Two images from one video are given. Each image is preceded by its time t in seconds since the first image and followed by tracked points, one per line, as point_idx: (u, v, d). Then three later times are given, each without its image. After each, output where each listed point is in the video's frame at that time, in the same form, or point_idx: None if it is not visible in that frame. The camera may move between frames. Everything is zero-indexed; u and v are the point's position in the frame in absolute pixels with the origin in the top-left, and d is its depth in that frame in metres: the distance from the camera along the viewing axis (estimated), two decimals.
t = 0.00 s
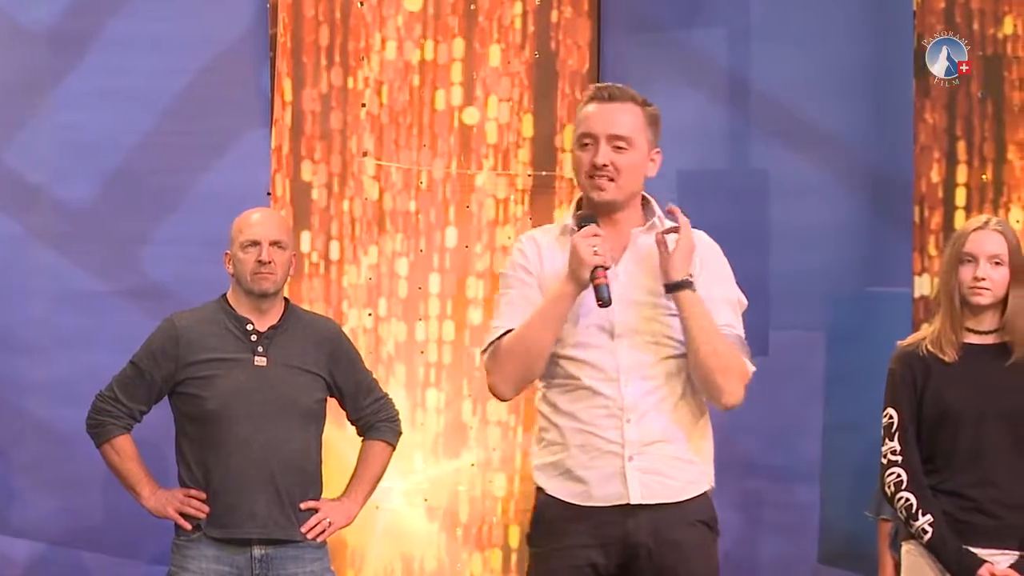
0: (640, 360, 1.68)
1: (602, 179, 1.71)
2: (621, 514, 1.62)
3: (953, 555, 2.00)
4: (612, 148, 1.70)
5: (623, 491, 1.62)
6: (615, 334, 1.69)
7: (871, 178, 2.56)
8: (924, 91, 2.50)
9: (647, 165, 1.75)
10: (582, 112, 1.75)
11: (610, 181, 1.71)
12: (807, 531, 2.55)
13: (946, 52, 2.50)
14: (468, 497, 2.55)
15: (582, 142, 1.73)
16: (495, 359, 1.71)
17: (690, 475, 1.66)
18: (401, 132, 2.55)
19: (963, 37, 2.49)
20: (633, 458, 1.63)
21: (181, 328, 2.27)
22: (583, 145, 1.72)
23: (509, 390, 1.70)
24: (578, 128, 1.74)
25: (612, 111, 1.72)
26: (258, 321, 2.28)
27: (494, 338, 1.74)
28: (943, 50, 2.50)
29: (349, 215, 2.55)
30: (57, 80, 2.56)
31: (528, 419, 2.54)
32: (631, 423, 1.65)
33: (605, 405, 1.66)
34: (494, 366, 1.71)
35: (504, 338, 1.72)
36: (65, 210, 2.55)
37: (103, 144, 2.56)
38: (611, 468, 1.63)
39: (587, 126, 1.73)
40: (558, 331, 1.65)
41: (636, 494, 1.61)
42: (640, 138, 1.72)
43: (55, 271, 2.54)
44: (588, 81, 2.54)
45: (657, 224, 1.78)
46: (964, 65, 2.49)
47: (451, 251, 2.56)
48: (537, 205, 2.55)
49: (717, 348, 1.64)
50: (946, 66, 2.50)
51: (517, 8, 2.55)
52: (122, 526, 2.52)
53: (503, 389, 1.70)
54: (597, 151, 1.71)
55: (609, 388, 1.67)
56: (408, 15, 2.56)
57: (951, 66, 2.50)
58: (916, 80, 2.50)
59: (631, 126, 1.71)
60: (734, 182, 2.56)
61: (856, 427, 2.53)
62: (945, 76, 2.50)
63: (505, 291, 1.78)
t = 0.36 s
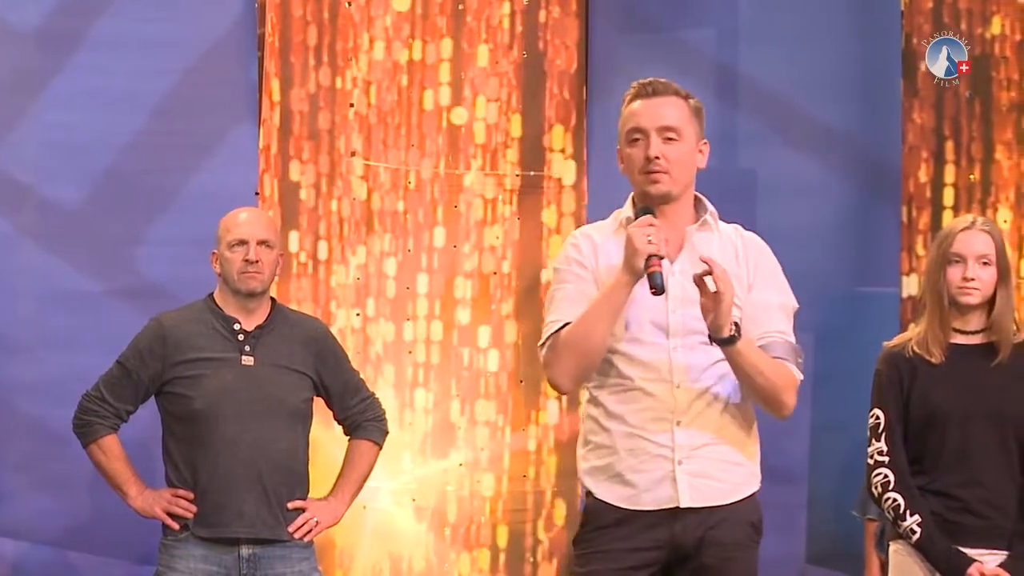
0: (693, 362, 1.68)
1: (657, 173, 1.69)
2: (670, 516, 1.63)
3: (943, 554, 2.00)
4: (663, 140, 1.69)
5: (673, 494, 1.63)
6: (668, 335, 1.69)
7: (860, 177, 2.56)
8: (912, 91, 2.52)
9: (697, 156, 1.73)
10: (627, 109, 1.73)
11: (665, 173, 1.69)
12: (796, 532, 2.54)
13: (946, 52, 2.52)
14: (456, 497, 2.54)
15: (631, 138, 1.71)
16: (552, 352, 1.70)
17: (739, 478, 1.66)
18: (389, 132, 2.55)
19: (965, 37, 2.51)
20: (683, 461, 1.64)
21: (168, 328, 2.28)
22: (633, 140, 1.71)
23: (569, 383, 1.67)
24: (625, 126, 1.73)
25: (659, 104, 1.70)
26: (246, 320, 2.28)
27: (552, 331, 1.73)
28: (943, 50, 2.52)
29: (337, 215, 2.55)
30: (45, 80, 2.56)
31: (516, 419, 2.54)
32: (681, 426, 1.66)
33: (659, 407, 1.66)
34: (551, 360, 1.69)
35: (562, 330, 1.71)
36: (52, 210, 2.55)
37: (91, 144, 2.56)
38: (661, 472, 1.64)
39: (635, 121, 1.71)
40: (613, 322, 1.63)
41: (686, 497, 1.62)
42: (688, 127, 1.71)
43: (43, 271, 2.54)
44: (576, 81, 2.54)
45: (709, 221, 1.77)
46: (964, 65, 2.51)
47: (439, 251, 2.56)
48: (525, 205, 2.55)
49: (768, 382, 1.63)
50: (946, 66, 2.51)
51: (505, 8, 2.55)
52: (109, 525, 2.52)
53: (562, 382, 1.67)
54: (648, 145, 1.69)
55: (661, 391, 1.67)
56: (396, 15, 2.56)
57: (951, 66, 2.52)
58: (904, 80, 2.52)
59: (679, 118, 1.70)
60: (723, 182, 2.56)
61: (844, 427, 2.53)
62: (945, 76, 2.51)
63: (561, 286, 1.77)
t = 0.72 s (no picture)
0: (702, 356, 1.68)
1: (668, 172, 1.70)
2: (675, 510, 1.63)
3: (933, 555, 1.99)
4: (672, 139, 1.71)
5: (679, 488, 1.63)
6: (678, 332, 1.69)
7: (852, 177, 2.55)
8: (904, 91, 2.53)
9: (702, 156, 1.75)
10: (632, 112, 1.75)
11: (676, 173, 1.70)
12: (789, 532, 2.53)
13: (945, 52, 2.53)
14: (449, 497, 2.54)
15: (640, 139, 1.72)
16: (577, 359, 1.69)
17: (746, 472, 1.66)
18: (382, 131, 2.55)
19: (964, 37, 2.53)
20: (689, 455, 1.64)
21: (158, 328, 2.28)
22: (642, 141, 1.72)
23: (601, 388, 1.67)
24: (632, 128, 1.74)
25: (666, 105, 1.72)
26: (236, 320, 2.28)
27: (575, 339, 1.72)
28: (943, 50, 2.53)
29: (329, 215, 2.55)
30: (36, 79, 2.55)
31: (509, 419, 2.54)
32: (688, 420, 1.66)
33: (669, 402, 1.67)
34: (577, 368, 1.69)
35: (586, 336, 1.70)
36: (42, 210, 2.54)
37: (82, 144, 2.55)
38: (667, 466, 1.64)
39: (643, 122, 1.72)
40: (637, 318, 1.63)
41: (692, 491, 1.62)
42: (693, 127, 1.73)
43: (33, 271, 2.53)
44: (569, 81, 2.54)
45: (713, 219, 1.77)
46: (964, 64, 2.53)
47: (431, 250, 2.55)
48: (518, 205, 2.55)
49: (777, 385, 1.64)
50: (946, 66, 2.53)
51: (497, 8, 2.55)
52: (100, 525, 2.52)
53: (596, 388, 1.67)
54: (658, 144, 1.70)
55: (670, 386, 1.67)
56: (388, 15, 2.56)
57: (951, 66, 2.53)
58: (896, 80, 2.54)
59: (685, 117, 1.72)
60: (715, 182, 2.56)
61: (836, 427, 2.53)
62: (944, 76, 2.53)
63: (575, 291, 1.77)
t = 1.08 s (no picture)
0: (677, 357, 1.69)
1: (643, 175, 1.70)
2: (654, 511, 1.64)
3: (929, 557, 1.99)
4: (646, 142, 1.71)
5: (659, 489, 1.63)
6: (655, 333, 1.70)
7: (852, 177, 2.56)
8: (904, 92, 2.50)
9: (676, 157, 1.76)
10: (605, 116, 1.76)
11: (652, 175, 1.70)
12: (787, 532, 2.53)
13: (945, 52, 2.50)
14: (449, 496, 2.54)
15: (614, 143, 1.73)
16: (555, 364, 1.70)
17: (725, 471, 1.66)
18: (381, 131, 2.55)
19: (963, 37, 2.51)
20: (668, 456, 1.64)
21: (158, 328, 2.28)
22: (616, 145, 1.72)
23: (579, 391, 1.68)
24: (606, 133, 1.75)
25: (638, 108, 1.73)
26: (235, 319, 2.29)
27: (553, 343, 1.74)
28: (943, 50, 2.50)
29: (329, 215, 2.55)
30: (35, 80, 2.55)
31: (509, 418, 2.54)
32: (667, 421, 1.66)
33: (647, 404, 1.67)
34: (556, 372, 1.70)
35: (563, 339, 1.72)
36: (41, 210, 2.53)
37: (82, 144, 2.55)
38: (647, 467, 1.64)
39: (616, 126, 1.73)
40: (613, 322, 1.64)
41: (672, 492, 1.62)
42: (666, 129, 1.74)
43: (33, 271, 2.52)
44: (569, 81, 2.54)
45: (688, 219, 1.77)
46: (964, 65, 2.51)
47: (431, 250, 2.55)
48: (518, 205, 2.55)
49: (758, 383, 1.64)
50: (945, 66, 2.50)
51: (497, 7, 2.55)
52: (100, 524, 2.52)
53: (572, 391, 1.68)
54: (633, 147, 1.71)
55: (648, 388, 1.68)
56: (388, 15, 2.56)
57: (950, 66, 2.50)
58: (897, 81, 2.51)
59: (657, 119, 1.73)
60: (715, 182, 2.56)
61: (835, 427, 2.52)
62: (944, 76, 2.50)
63: (552, 297, 1.78)
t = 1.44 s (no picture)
0: (600, 352, 1.61)
1: (569, 178, 1.62)
2: (570, 512, 1.54)
3: (923, 559, 1.99)
4: (571, 143, 1.63)
5: (578, 487, 1.54)
6: (577, 328, 1.61)
7: (852, 177, 2.56)
8: (905, 92, 2.54)
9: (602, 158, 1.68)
10: (529, 117, 1.67)
11: (578, 177, 1.62)
12: (788, 531, 2.53)
13: (945, 52, 2.54)
14: (450, 496, 2.54)
15: (539, 145, 1.64)
16: (466, 349, 1.61)
17: (649, 470, 1.57)
18: (383, 131, 2.55)
19: (963, 37, 2.54)
20: (588, 453, 1.56)
21: (158, 328, 2.28)
22: (541, 147, 1.63)
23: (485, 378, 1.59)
24: (530, 133, 1.66)
25: (561, 109, 1.64)
26: (236, 320, 2.28)
27: (466, 329, 1.65)
28: (943, 50, 2.54)
29: (330, 215, 2.55)
30: (35, 79, 2.54)
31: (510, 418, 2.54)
32: (588, 418, 1.58)
33: (565, 400, 1.59)
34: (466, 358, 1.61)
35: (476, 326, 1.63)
36: (42, 210, 2.52)
37: (83, 144, 2.54)
38: (566, 465, 1.56)
39: (540, 128, 1.64)
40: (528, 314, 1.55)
41: (591, 490, 1.53)
42: (591, 130, 1.65)
43: (34, 271, 2.51)
44: (570, 81, 2.54)
45: (613, 217, 1.70)
46: (964, 64, 2.54)
47: (432, 250, 2.55)
48: (519, 204, 2.56)
49: (686, 378, 1.56)
50: (946, 66, 2.54)
51: (498, 7, 2.55)
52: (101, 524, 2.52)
53: (478, 376, 1.59)
54: (558, 149, 1.62)
55: (567, 382, 1.59)
56: (389, 15, 2.56)
57: (951, 66, 2.54)
58: (898, 81, 2.54)
59: (581, 120, 1.65)
60: (715, 183, 2.56)
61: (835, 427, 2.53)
62: (944, 76, 2.54)
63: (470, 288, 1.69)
